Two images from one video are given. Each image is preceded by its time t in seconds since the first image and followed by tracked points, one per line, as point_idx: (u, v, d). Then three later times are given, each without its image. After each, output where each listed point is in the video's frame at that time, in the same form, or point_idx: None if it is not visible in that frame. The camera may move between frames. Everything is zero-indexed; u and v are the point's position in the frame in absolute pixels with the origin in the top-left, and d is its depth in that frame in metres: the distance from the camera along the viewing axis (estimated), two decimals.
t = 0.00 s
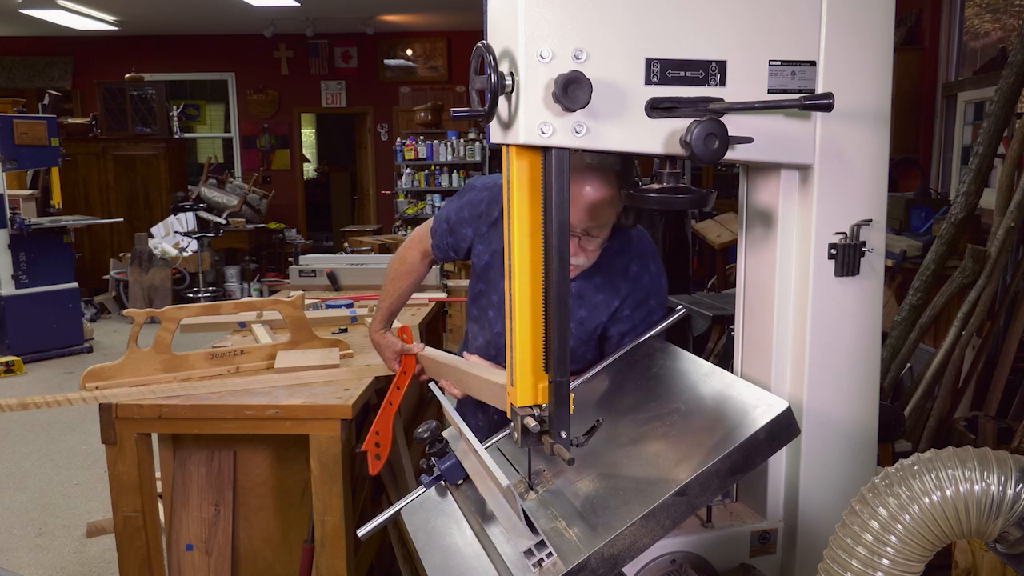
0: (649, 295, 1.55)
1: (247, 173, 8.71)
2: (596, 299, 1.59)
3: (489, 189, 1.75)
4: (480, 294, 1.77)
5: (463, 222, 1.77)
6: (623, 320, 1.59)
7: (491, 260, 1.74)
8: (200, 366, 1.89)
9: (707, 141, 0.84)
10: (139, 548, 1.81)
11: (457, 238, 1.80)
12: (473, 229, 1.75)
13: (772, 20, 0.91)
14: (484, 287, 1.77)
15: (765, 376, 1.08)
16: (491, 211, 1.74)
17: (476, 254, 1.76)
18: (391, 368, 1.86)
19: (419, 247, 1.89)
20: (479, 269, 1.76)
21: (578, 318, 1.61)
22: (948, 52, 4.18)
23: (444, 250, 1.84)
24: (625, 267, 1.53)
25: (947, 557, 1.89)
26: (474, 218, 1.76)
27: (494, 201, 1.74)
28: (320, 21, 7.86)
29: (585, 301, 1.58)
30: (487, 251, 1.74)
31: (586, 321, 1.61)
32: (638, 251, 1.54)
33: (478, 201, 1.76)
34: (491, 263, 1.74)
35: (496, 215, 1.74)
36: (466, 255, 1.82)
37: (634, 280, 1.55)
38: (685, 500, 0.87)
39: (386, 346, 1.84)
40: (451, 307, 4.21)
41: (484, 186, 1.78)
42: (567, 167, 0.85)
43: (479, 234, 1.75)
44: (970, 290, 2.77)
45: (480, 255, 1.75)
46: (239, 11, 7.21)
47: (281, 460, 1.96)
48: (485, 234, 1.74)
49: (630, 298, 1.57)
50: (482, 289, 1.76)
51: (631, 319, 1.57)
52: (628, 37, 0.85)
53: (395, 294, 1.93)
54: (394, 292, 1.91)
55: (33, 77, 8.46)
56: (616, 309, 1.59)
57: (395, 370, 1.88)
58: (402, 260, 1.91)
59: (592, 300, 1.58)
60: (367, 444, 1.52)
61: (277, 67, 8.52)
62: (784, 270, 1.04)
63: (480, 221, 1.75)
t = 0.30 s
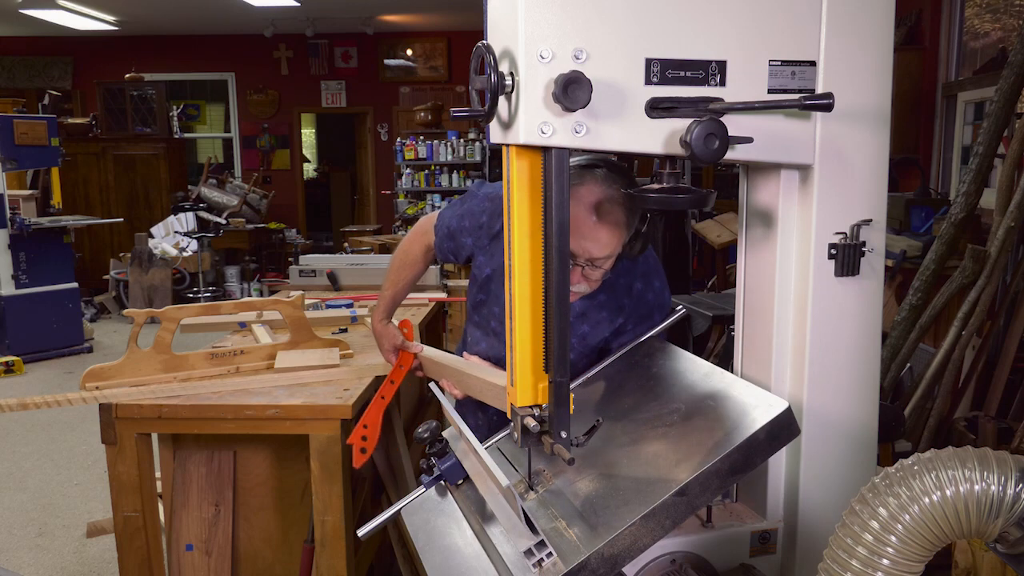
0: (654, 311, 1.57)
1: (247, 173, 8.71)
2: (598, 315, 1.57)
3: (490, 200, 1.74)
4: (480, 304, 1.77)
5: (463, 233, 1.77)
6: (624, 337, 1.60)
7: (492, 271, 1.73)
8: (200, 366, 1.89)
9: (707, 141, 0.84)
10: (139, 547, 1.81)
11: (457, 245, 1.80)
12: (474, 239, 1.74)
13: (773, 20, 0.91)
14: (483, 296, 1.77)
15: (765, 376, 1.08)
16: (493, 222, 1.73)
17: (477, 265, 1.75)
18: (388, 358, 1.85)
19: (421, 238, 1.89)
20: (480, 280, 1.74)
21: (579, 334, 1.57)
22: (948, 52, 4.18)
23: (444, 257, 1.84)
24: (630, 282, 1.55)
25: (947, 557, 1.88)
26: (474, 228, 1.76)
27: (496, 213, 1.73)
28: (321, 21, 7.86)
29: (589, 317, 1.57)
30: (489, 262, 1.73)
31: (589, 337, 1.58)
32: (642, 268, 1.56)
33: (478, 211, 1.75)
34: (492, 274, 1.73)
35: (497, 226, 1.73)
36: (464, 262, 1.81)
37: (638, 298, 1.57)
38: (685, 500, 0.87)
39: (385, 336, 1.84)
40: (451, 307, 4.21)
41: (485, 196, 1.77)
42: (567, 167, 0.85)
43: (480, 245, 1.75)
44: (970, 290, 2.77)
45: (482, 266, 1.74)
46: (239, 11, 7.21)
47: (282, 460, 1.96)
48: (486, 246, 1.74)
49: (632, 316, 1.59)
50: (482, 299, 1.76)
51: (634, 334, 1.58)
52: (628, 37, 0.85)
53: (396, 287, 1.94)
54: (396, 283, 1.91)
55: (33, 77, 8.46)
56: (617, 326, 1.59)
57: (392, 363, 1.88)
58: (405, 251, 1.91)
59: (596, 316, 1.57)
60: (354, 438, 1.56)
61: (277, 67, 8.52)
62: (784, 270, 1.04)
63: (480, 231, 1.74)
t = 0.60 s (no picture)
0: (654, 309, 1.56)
1: (247, 173, 8.71)
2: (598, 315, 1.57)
3: (490, 197, 1.73)
4: (478, 301, 1.77)
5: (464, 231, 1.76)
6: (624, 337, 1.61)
7: (492, 269, 1.71)
8: (200, 366, 1.89)
9: (707, 141, 0.84)
10: (139, 547, 1.81)
11: (457, 242, 1.79)
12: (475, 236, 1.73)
13: (772, 20, 0.91)
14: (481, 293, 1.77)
15: (765, 376, 1.08)
16: (493, 219, 1.72)
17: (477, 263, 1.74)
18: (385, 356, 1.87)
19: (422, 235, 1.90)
20: (479, 276, 1.74)
21: (578, 332, 1.57)
22: (948, 52, 4.18)
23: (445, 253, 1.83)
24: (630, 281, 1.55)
25: (947, 558, 1.88)
26: (475, 225, 1.74)
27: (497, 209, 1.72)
28: (321, 21, 7.86)
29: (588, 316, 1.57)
30: (489, 260, 1.72)
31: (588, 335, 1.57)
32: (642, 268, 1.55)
33: (478, 208, 1.74)
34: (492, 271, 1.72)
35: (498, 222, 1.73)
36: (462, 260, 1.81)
37: (637, 297, 1.56)
38: (685, 500, 0.87)
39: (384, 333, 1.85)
40: (451, 306, 4.21)
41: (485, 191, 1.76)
42: (567, 167, 0.85)
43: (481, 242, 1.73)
44: (970, 290, 2.77)
45: (483, 264, 1.73)
46: (239, 11, 7.21)
47: (282, 460, 1.96)
48: (486, 243, 1.72)
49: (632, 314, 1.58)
50: (481, 296, 1.76)
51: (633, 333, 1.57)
52: (628, 37, 0.85)
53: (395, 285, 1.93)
54: (398, 278, 1.91)
55: (33, 77, 8.46)
56: (617, 324, 1.58)
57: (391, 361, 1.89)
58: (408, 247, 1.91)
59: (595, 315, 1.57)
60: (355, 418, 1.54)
61: (277, 67, 8.52)
62: (785, 269, 1.04)
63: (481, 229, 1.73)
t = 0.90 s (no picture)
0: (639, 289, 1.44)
1: (247, 173, 8.71)
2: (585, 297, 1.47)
3: (475, 191, 1.75)
4: (470, 297, 1.73)
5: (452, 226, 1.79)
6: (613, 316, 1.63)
7: (481, 263, 1.71)
8: (200, 366, 1.89)
9: (706, 141, 0.84)
10: (139, 547, 1.81)
11: (446, 240, 1.82)
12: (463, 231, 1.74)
13: (772, 20, 0.91)
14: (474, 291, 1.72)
15: (765, 376, 1.08)
16: (480, 213, 1.74)
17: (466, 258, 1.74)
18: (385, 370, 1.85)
19: (404, 238, 1.91)
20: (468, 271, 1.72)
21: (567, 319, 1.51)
22: (948, 52, 4.18)
23: (434, 252, 1.87)
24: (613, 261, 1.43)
25: (947, 557, 1.88)
26: (463, 220, 1.76)
27: (481, 203, 1.73)
28: (321, 21, 7.86)
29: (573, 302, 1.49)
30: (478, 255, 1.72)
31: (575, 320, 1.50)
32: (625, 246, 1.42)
33: (465, 204, 1.76)
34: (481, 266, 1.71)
35: (484, 216, 1.73)
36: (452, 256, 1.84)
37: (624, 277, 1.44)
38: (685, 500, 0.87)
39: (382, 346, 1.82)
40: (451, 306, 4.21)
41: (468, 188, 1.78)
42: (568, 166, 0.85)
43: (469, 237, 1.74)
44: (970, 290, 2.77)
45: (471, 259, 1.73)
46: (239, 11, 7.22)
47: (282, 460, 1.96)
48: (474, 236, 1.73)
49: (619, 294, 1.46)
50: (471, 292, 1.72)
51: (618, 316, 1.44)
52: (628, 37, 0.85)
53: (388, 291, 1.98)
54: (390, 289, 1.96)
55: (33, 77, 8.46)
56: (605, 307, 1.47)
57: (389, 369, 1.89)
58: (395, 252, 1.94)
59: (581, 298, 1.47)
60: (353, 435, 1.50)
61: (277, 67, 8.52)
62: (784, 268, 1.04)
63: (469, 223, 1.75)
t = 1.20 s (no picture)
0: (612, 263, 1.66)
1: (247, 173, 8.71)
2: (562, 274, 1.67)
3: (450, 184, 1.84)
4: (450, 289, 1.84)
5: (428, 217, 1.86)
6: (588, 292, 1.67)
7: (458, 251, 1.80)
8: (200, 366, 1.89)
9: (706, 141, 0.84)
10: (139, 547, 1.81)
11: (426, 235, 1.88)
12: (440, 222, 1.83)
13: (773, 20, 0.91)
14: (453, 281, 1.84)
15: (765, 376, 1.08)
16: (455, 204, 1.82)
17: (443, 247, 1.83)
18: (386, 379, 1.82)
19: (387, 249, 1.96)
20: (448, 260, 1.82)
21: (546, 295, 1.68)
22: (948, 51, 4.18)
23: (414, 249, 1.92)
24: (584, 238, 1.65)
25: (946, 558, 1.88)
26: (440, 211, 1.84)
27: (456, 194, 1.83)
28: (321, 21, 7.86)
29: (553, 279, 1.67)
30: (454, 244, 1.81)
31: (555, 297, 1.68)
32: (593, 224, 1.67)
33: (442, 197, 1.84)
34: (459, 254, 1.80)
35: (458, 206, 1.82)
36: (434, 249, 1.90)
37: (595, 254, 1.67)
38: (685, 500, 0.87)
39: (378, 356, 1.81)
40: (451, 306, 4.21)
41: (444, 183, 1.86)
42: (568, 167, 0.84)
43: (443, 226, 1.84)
44: (970, 290, 2.76)
45: (448, 247, 1.82)
46: (239, 11, 7.21)
47: (282, 460, 1.96)
48: (450, 226, 1.82)
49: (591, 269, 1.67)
50: (451, 282, 1.83)
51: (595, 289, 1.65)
52: (628, 36, 0.85)
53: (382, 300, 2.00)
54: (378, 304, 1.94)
55: (33, 76, 8.47)
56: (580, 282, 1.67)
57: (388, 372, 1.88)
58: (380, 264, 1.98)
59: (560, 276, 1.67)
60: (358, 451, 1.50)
61: (277, 67, 8.51)
62: (783, 268, 1.04)
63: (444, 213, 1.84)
